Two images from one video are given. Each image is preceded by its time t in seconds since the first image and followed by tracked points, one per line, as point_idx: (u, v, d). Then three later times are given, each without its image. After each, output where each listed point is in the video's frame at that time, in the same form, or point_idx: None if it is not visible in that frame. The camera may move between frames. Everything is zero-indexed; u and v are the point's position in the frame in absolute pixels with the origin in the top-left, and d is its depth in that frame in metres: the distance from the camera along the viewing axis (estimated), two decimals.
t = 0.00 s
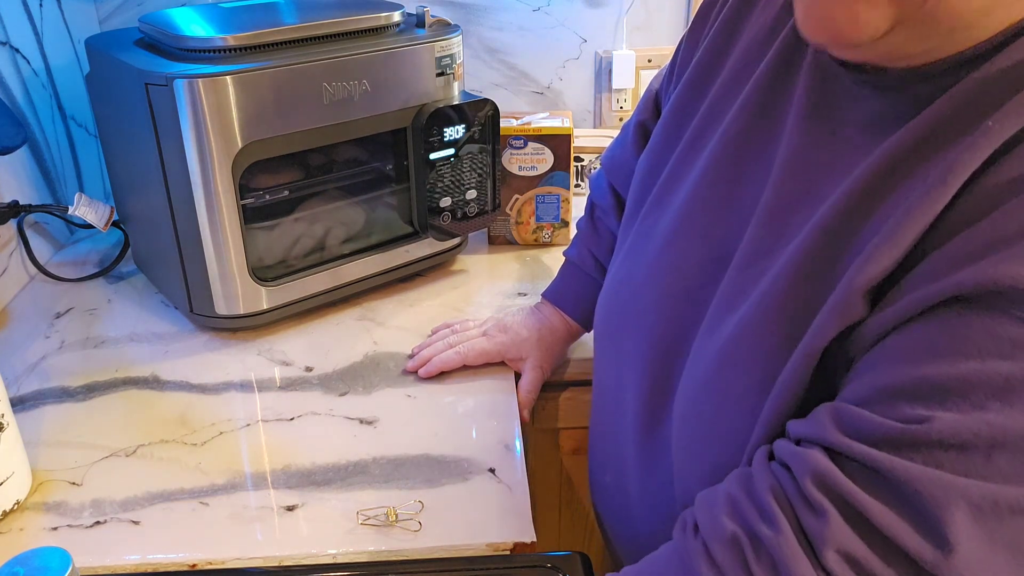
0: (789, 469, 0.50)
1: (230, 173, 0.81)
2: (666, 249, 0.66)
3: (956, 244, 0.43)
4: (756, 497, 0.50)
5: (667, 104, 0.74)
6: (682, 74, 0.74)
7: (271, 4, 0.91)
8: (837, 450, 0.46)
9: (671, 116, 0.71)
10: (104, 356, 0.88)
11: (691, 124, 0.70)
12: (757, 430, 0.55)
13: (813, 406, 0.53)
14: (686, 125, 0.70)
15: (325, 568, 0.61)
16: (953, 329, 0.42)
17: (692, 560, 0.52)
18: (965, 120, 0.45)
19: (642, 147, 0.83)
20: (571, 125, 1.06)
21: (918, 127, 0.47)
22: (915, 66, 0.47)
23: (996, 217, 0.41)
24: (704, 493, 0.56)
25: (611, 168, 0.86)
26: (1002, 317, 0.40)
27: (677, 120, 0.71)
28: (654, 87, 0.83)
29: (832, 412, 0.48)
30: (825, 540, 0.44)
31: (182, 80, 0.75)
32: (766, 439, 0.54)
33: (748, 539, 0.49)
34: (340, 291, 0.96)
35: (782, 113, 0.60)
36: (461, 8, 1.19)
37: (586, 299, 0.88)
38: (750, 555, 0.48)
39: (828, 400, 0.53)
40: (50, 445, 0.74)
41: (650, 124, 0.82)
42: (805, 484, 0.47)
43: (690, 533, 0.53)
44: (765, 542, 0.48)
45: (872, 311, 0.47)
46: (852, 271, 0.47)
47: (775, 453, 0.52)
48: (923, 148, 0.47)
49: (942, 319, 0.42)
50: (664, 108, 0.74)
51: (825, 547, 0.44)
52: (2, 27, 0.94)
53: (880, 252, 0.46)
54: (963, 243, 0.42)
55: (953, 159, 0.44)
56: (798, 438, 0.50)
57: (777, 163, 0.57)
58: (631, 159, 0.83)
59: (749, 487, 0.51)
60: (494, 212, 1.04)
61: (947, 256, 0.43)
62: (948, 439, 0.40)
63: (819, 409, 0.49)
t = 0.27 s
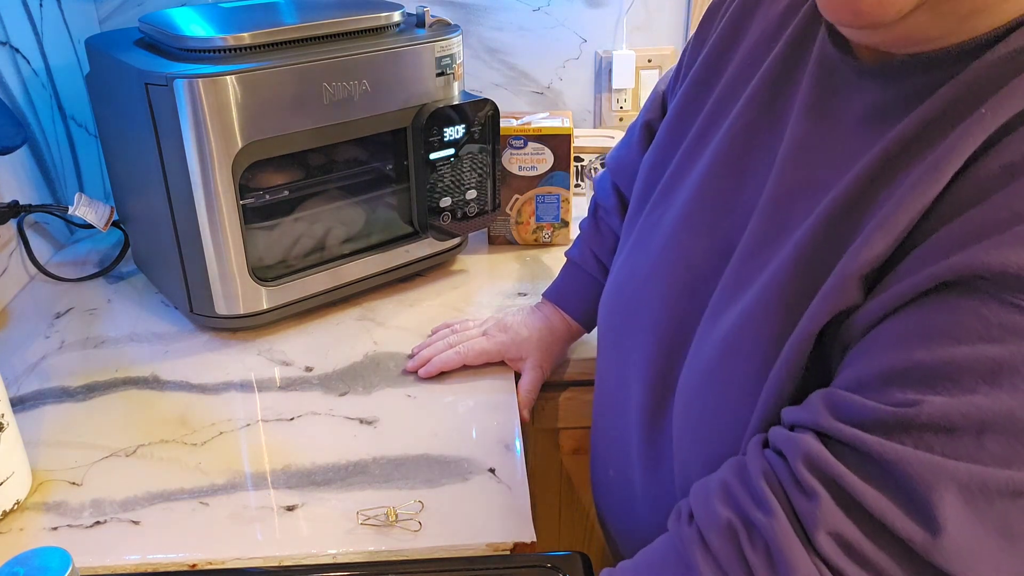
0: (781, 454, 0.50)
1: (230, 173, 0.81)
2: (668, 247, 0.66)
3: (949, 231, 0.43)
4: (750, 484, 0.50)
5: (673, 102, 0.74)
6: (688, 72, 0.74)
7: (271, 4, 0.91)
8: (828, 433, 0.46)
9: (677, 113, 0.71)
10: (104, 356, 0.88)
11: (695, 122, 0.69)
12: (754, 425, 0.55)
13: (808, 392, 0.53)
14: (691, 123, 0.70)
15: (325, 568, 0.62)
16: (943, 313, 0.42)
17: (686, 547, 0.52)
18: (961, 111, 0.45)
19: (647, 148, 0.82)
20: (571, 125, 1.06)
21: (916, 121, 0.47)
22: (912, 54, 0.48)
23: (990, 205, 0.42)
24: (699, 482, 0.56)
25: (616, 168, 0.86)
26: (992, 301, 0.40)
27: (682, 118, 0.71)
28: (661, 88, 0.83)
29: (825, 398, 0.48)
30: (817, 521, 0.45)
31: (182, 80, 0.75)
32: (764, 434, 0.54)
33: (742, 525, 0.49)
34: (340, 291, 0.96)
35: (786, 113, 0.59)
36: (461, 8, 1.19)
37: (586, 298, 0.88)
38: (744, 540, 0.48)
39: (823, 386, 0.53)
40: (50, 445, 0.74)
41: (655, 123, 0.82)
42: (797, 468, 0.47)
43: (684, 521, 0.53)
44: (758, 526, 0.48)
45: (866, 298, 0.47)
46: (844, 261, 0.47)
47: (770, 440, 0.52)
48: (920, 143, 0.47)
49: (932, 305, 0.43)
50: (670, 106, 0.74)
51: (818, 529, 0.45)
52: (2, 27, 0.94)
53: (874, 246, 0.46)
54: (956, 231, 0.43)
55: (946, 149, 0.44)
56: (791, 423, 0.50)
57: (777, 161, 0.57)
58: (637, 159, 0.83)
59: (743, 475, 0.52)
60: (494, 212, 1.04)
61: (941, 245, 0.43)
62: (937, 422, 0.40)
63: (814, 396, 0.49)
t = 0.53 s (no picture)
0: (779, 450, 0.50)
1: (230, 173, 0.81)
2: (669, 244, 0.66)
3: (945, 226, 0.43)
4: (747, 478, 0.50)
5: (676, 101, 0.73)
6: (691, 71, 0.74)
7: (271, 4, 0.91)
8: (825, 429, 0.46)
9: (680, 111, 0.71)
10: (104, 356, 0.87)
11: (698, 121, 0.69)
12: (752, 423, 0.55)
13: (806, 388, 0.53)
14: (694, 122, 0.70)
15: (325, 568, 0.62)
16: (940, 308, 0.42)
17: (684, 543, 0.51)
18: (958, 108, 0.45)
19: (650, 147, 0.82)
20: (571, 125, 1.06)
21: (914, 118, 0.47)
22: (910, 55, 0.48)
23: (986, 200, 0.42)
24: (698, 478, 0.56)
25: (618, 168, 0.86)
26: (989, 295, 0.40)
27: (685, 116, 0.71)
28: (665, 88, 0.82)
29: (822, 391, 0.47)
30: (815, 516, 0.44)
31: (182, 80, 0.75)
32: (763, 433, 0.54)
33: (740, 520, 0.49)
34: (340, 291, 0.96)
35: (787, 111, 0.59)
36: (461, 8, 1.20)
37: (587, 298, 0.88)
38: (741, 534, 0.48)
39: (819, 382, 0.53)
40: (50, 445, 0.74)
41: (658, 123, 0.82)
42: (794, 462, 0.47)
43: (683, 518, 0.53)
44: (755, 520, 0.48)
45: (864, 293, 0.47)
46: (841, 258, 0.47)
47: (768, 437, 0.52)
48: (918, 140, 0.47)
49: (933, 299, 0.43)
50: (672, 105, 0.74)
51: (815, 524, 0.44)
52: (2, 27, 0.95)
53: (872, 242, 0.46)
54: (952, 225, 0.43)
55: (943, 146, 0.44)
56: (790, 420, 0.50)
57: (777, 160, 0.57)
58: (639, 159, 0.83)
59: (740, 469, 0.52)
60: (494, 212, 1.04)
61: (938, 241, 0.43)
62: (934, 416, 0.40)
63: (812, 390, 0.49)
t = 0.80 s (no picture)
0: (780, 453, 0.50)
1: (230, 173, 0.81)
2: (672, 243, 0.66)
3: (946, 231, 0.43)
4: (747, 482, 0.50)
5: (680, 101, 0.73)
6: (695, 71, 0.74)
7: (271, 4, 0.91)
8: (827, 434, 0.46)
9: (684, 110, 0.71)
10: (104, 356, 0.87)
11: (701, 121, 0.69)
12: (752, 425, 0.55)
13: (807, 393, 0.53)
14: (697, 121, 0.70)
15: (325, 568, 0.62)
16: (942, 314, 0.42)
17: (685, 547, 0.52)
18: (958, 110, 0.45)
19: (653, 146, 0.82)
20: (571, 125, 1.06)
21: (914, 120, 0.47)
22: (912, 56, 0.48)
23: (988, 204, 0.42)
24: (698, 481, 0.56)
25: (621, 169, 0.86)
26: (992, 301, 0.40)
27: (689, 116, 0.71)
28: (668, 88, 0.82)
29: (825, 397, 0.47)
30: (817, 522, 0.45)
31: (182, 79, 0.75)
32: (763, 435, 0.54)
33: (741, 525, 0.49)
34: (340, 291, 0.96)
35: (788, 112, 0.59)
36: (461, 8, 1.19)
37: (587, 298, 0.88)
38: (742, 538, 0.48)
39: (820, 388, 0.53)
40: (50, 445, 0.74)
41: (662, 123, 0.82)
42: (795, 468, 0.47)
43: (683, 521, 0.53)
44: (756, 525, 0.48)
45: (865, 298, 0.47)
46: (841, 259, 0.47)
47: (768, 440, 0.52)
48: (918, 141, 0.47)
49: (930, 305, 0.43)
50: (676, 105, 0.74)
51: (817, 530, 0.44)
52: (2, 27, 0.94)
53: (871, 243, 0.46)
54: (953, 230, 0.43)
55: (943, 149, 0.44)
56: (790, 422, 0.50)
57: (777, 160, 0.57)
58: (643, 158, 0.83)
59: (740, 473, 0.52)
60: (494, 212, 1.04)
61: (938, 244, 0.43)
62: (937, 423, 0.40)
63: (813, 395, 0.49)
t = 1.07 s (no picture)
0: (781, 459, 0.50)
1: (230, 173, 0.81)
2: (673, 244, 0.66)
3: (946, 234, 0.43)
4: (748, 487, 0.50)
5: (680, 101, 0.73)
6: (695, 71, 0.74)
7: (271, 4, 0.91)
8: (828, 440, 0.46)
9: (684, 110, 0.71)
10: (104, 356, 0.87)
11: (701, 121, 0.69)
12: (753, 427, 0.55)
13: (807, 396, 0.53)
14: (697, 122, 0.70)
15: (325, 568, 0.61)
16: (942, 319, 0.42)
17: (686, 553, 0.51)
18: (956, 112, 0.45)
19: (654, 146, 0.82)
20: (571, 125, 1.06)
21: (914, 121, 0.47)
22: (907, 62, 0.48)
23: (987, 206, 0.42)
24: (699, 484, 0.56)
25: (621, 169, 0.86)
26: (991, 306, 0.40)
27: (689, 116, 0.71)
28: (669, 88, 0.82)
29: (826, 403, 0.47)
30: (818, 527, 0.44)
31: (182, 79, 0.75)
32: (763, 437, 0.54)
33: (742, 529, 0.49)
34: (340, 291, 0.96)
35: (788, 112, 0.59)
36: (461, 8, 1.20)
37: (587, 298, 0.88)
38: (743, 543, 0.48)
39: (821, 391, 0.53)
40: (50, 445, 0.74)
41: (662, 123, 0.82)
42: (798, 474, 0.47)
43: (685, 526, 0.53)
44: (757, 529, 0.48)
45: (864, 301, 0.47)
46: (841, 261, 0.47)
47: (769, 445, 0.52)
48: (917, 141, 0.47)
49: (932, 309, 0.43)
50: (676, 105, 0.74)
51: (819, 535, 0.44)
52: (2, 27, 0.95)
53: (871, 243, 0.46)
54: (952, 233, 0.43)
55: (941, 151, 0.44)
56: (790, 426, 0.50)
57: (776, 160, 0.57)
58: (643, 158, 0.83)
59: (741, 478, 0.51)
60: (494, 212, 1.04)
61: (938, 247, 0.43)
62: (938, 429, 0.40)
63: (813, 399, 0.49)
